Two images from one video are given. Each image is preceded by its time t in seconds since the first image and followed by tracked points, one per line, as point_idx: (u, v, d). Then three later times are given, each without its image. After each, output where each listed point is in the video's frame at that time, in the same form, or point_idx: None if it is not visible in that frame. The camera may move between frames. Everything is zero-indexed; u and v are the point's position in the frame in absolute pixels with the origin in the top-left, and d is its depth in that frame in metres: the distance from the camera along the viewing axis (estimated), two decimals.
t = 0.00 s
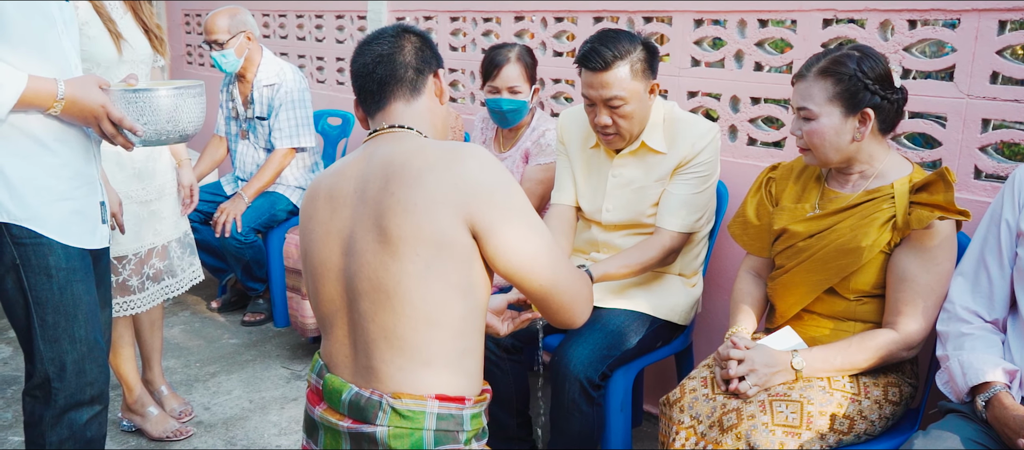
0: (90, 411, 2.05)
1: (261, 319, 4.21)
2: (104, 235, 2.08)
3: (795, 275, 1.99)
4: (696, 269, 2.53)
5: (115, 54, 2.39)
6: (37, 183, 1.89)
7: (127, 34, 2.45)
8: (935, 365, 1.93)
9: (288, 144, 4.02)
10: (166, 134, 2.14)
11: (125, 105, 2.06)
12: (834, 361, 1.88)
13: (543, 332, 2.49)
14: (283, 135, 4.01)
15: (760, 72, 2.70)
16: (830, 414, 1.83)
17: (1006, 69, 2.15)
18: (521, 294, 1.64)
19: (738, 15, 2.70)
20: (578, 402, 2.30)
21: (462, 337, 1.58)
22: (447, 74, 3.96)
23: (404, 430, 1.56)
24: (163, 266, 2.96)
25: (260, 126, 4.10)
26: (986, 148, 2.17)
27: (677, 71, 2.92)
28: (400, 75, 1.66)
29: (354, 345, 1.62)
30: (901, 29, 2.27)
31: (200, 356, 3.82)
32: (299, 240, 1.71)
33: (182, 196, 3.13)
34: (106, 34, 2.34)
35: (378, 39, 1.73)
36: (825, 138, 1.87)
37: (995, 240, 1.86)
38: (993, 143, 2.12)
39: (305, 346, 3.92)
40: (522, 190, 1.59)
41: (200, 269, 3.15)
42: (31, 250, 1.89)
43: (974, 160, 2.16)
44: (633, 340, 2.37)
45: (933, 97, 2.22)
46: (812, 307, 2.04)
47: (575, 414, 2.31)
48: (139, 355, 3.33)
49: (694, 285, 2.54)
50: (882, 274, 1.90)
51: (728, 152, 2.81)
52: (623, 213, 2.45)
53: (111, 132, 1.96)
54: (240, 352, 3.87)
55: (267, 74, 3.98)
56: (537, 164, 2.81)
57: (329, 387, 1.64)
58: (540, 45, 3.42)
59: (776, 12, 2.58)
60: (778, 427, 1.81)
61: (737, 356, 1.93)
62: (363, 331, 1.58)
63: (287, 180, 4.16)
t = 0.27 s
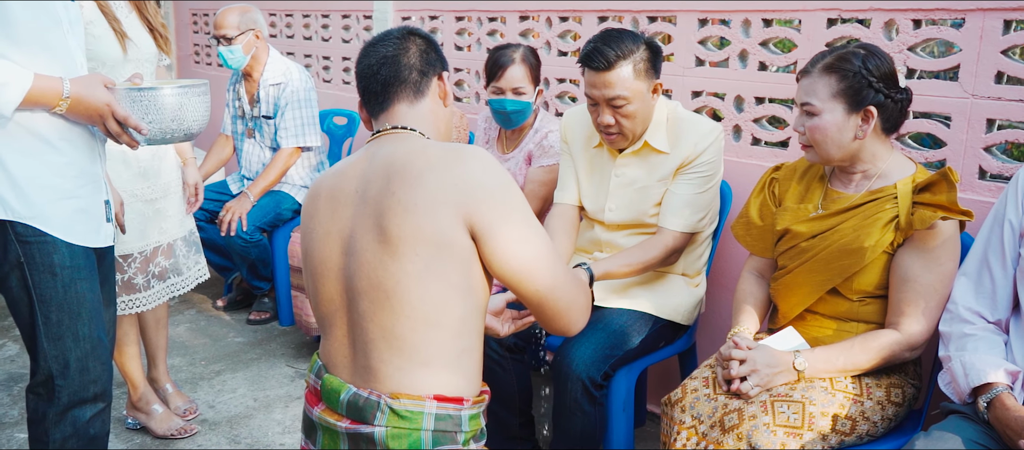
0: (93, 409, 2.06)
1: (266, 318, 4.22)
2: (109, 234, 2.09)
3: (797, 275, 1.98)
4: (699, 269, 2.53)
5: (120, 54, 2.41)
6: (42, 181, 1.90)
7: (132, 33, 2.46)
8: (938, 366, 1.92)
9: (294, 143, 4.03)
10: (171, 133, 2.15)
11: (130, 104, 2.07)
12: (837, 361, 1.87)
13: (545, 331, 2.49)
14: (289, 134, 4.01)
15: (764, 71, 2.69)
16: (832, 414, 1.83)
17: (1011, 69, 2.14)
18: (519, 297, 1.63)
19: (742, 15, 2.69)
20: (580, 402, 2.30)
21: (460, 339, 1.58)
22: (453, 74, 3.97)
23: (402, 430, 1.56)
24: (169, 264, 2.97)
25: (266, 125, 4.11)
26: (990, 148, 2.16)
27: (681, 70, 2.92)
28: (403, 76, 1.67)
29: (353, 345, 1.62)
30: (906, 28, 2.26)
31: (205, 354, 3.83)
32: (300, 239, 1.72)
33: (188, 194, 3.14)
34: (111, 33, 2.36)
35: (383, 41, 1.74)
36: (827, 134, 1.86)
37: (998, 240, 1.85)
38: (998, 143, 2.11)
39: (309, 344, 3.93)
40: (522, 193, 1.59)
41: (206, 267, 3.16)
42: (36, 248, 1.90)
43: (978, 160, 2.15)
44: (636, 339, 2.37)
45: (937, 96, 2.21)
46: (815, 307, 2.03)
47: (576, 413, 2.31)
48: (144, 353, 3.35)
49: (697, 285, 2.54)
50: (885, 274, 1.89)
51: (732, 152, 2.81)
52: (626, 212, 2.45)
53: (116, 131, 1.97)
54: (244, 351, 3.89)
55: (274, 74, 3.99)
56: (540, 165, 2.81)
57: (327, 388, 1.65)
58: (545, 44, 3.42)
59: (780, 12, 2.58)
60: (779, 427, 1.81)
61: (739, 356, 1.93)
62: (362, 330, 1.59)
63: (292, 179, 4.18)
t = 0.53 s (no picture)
0: (95, 406, 2.07)
1: (272, 317, 4.24)
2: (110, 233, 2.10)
3: (800, 275, 1.97)
4: (702, 269, 2.53)
5: (125, 53, 2.42)
6: (46, 179, 1.92)
7: (137, 32, 2.48)
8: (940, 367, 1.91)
9: (300, 142, 4.05)
10: (176, 132, 2.16)
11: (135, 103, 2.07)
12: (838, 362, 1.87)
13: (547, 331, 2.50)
14: (295, 133, 4.02)
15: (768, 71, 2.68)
16: (833, 415, 1.82)
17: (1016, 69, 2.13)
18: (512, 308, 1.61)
19: (747, 14, 2.69)
20: (582, 402, 2.29)
21: (453, 344, 1.57)
22: (458, 73, 3.97)
23: (393, 434, 1.55)
24: (174, 263, 2.99)
25: (272, 124, 4.13)
26: (995, 148, 2.15)
27: (686, 70, 2.91)
28: (408, 79, 1.67)
29: (348, 347, 1.62)
30: (910, 28, 2.25)
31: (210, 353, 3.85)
32: (300, 240, 1.73)
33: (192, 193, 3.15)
34: (115, 32, 2.37)
35: (389, 45, 1.74)
36: (829, 131, 1.86)
37: (1001, 241, 1.84)
38: (1002, 143, 2.10)
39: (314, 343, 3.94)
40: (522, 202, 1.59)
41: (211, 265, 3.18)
42: (39, 246, 1.91)
43: (982, 160, 2.14)
44: (637, 339, 2.36)
45: (942, 97, 2.20)
46: (818, 307, 2.02)
47: (578, 414, 2.31)
48: (149, 351, 3.37)
49: (700, 285, 2.54)
50: (887, 274, 1.88)
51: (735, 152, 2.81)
52: (628, 212, 2.45)
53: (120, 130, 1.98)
54: (249, 349, 3.90)
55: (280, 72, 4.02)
56: (543, 168, 2.82)
57: (320, 391, 1.64)
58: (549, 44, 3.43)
59: (784, 11, 2.57)
60: (780, 427, 1.80)
61: (740, 356, 1.92)
62: (357, 332, 1.58)
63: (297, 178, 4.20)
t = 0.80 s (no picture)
0: (98, 404, 2.08)
1: (277, 316, 4.25)
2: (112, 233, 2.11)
3: (802, 275, 1.97)
4: (704, 269, 2.53)
5: (129, 52, 2.44)
6: (49, 178, 1.93)
7: (142, 32, 2.49)
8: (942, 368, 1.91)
9: (305, 142, 4.06)
10: (179, 132, 2.17)
11: (138, 102, 2.08)
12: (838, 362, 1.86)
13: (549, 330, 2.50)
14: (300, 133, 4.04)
15: (771, 70, 2.68)
16: (833, 415, 1.82)
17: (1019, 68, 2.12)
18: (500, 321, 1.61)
19: (750, 14, 2.68)
20: (583, 402, 2.30)
21: (443, 352, 1.57)
22: (463, 73, 3.98)
23: (381, 440, 1.54)
24: (178, 261, 3.01)
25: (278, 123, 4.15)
26: (998, 148, 2.14)
27: (689, 70, 2.91)
28: (413, 88, 1.67)
29: (338, 350, 1.62)
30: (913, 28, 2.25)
31: (215, 351, 3.87)
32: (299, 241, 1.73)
33: (197, 191, 3.17)
34: (120, 31, 2.39)
35: (396, 53, 1.75)
36: (831, 129, 1.85)
37: (1003, 241, 1.84)
38: (1006, 143, 2.09)
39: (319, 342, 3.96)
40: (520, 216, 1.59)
41: (215, 264, 3.20)
42: (42, 244, 1.93)
43: (986, 160, 2.14)
44: (640, 338, 2.36)
45: (945, 96, 2.19)
46: (819, 307, 2.01)
47: (579, 413, 2.31)
48: (154, 349, 3.38)
49: (702, 285, 2.54)
50: (889, 274, 1.88)
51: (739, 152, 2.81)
52: (630, 212, 2.45)
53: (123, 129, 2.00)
54: (254, 348, 3.92)
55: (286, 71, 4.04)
56: (546, 171, 2.82)
57: (307, 397, 1.63)
58: (553, 44, 3.43)
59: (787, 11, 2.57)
60: (780, 427, 1.80)
61: (740, 356, 1.92)
62: (348, 335, 1.58)
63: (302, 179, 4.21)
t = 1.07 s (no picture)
0: (101, 401, 2.10)
1: (282, 314, 4.27)
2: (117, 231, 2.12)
3: (803, 276, 1.96)
4: (707, 269, 2.53)
5: (133, 51, 2.45)
6: (53, 177, 1.95)
7: (146, 31, 2.51)
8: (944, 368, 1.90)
9: (311, 141, 4.07)
10: (181, 132, 2.18)
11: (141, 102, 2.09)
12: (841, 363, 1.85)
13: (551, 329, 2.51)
14: (305, 132, 4.05)
15: (775, 70, 2.67)
16: (834, 416, 1.81)
17: None
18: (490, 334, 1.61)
19: (754, 14, 2.68)
20: (584, 401, 2.29)
21: (438, 358, 1.57)
22: (468, 72, 3.99)
23: (371, 444, 1.55)
24: (182, 260, 3.03)
25: (284, 123, 4.16)
26: (1003, 149, 2.13)
27: (693, 70, 2.90)
28: (422, 100, 1.67)
29: (333, 350, 1.62)
30: (916, 27, 2.24)
31: (220, 350, 3.88)
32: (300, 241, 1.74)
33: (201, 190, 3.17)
34: (124, 31, 2.40)
35: (406, 62, 1.75)
36: (831, 126, 1.85)
37: (1006, 241, 1.83)
38: (1009, 143, 2.08)
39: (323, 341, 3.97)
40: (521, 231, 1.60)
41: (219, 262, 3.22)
42: (46, 243, 1.94)
43: (989, 161, 2.13)
44: (642, 336, 2.37)
45: (949, 96, 2.18)
46: (822, 307, 2.00)
47: (581, 412, 2.30)
48: (159, 347, 3.40)
49: (705, 285, 2.54)
50: (891, 274, 1.87)
51: (742, 152, 2.80)
52: (632, 211, 2.45)
53: (126, 128, 2.01)
54: (259, 346, 3.93)
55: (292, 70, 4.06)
56: (550, 173, 2.82)
57: (300, 399, 1.64)
58: (558, 44, 3.43)
59: (790, 10, 2.56)
60: (781, 427, 1.80)
61: (742, 356, 1.92)
62: (344, 336, 1.59)
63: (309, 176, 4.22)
